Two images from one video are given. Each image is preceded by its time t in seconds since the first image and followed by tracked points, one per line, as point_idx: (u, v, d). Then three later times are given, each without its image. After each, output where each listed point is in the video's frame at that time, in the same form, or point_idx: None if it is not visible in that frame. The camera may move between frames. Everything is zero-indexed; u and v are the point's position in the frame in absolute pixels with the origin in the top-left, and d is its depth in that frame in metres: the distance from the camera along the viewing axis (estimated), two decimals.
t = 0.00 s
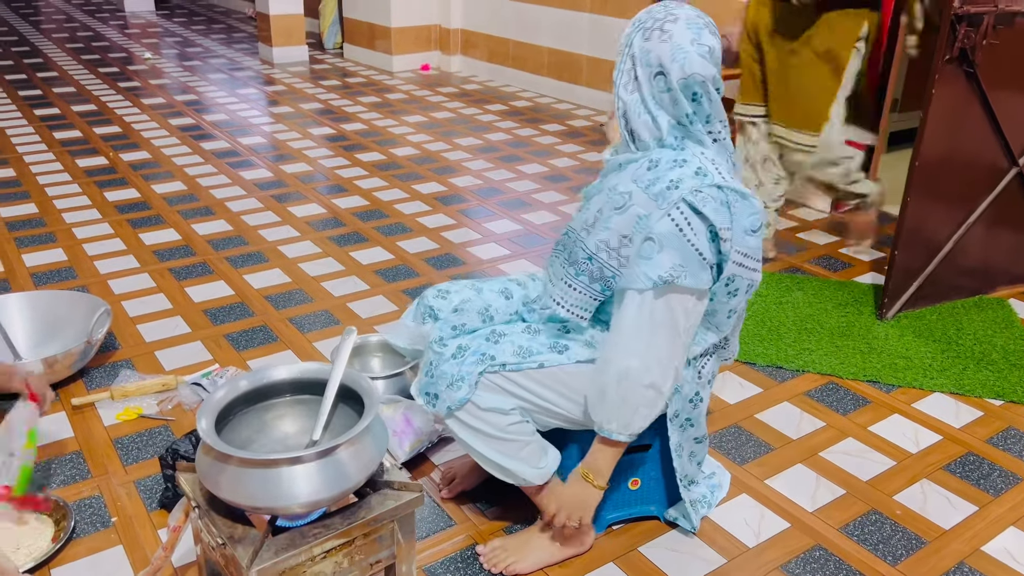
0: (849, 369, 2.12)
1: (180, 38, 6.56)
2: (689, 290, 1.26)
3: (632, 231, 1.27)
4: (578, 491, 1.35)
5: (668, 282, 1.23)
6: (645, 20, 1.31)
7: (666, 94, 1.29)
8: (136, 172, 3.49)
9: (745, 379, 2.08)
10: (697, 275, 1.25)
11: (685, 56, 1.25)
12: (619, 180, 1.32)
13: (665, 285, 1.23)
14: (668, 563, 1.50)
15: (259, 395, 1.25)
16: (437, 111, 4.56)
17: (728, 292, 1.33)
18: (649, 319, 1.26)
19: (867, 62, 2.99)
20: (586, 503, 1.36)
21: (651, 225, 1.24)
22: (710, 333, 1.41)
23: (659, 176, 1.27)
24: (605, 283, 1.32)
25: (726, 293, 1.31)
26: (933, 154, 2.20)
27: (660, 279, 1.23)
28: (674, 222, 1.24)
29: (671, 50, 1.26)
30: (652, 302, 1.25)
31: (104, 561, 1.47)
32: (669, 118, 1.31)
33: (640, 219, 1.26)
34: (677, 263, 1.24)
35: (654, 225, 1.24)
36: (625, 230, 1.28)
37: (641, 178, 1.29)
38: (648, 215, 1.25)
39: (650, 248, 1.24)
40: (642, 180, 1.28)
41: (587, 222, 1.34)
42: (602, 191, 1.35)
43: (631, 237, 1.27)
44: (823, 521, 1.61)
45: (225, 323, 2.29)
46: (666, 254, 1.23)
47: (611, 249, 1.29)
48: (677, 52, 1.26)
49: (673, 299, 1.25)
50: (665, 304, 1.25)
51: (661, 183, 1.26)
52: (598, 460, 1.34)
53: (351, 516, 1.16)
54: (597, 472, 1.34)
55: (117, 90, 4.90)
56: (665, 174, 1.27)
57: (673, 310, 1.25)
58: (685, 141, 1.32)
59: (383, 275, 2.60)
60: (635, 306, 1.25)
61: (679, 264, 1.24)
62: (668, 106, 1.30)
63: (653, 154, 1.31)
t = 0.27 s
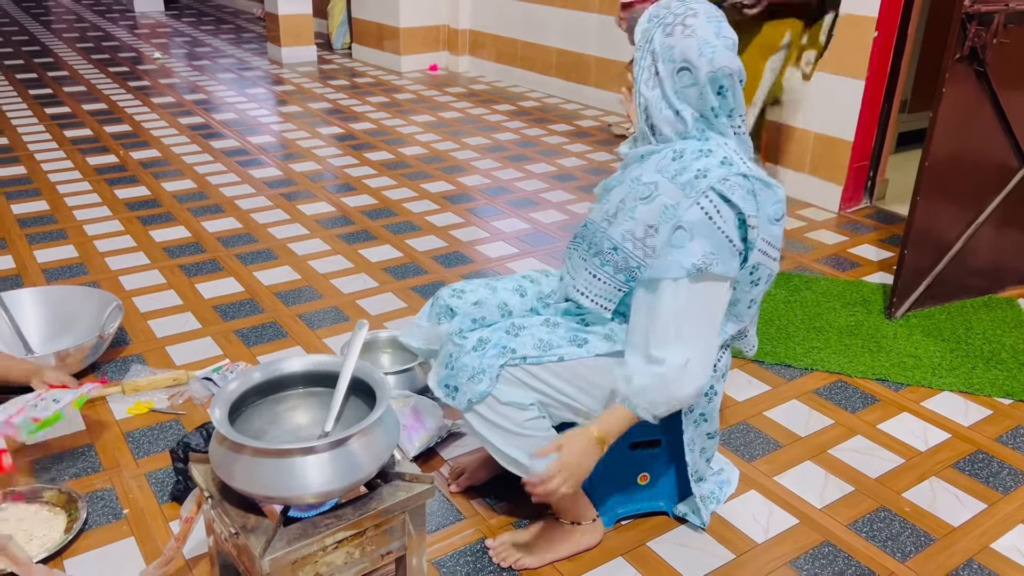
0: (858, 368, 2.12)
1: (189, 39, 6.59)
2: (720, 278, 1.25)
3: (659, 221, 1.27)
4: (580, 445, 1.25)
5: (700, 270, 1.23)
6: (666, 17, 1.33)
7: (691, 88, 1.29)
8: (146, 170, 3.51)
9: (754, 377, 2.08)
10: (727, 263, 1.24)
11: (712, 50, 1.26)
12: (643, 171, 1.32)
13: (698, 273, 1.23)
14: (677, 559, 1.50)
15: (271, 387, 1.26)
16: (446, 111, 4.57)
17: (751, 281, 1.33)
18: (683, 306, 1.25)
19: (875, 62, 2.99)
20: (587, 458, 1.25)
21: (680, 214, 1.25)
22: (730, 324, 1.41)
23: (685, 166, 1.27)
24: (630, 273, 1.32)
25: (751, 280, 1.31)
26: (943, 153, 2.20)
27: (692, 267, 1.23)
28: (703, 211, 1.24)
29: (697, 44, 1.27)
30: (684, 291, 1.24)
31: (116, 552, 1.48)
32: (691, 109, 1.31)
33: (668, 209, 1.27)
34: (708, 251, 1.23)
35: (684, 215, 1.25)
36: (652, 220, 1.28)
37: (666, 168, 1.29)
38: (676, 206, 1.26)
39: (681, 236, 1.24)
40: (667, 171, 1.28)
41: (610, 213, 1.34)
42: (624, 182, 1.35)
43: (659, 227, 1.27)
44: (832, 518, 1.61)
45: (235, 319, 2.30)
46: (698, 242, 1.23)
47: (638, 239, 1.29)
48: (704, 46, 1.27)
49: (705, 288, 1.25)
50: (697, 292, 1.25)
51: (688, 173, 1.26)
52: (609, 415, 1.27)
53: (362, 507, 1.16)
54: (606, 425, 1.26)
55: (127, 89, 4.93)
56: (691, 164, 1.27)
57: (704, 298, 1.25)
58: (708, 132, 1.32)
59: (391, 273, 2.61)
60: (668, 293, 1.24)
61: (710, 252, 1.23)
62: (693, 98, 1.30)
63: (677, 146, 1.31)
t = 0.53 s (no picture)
0: (866, 370, 2.11)
1: (198, 36, 6.61)
2: (739, 272, 1.26)
3: (677, 217, 1.28)
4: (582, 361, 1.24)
5: (718, 265, 1.24)
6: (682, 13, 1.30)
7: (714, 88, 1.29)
8: (155, 168, 3.52)
9: (761, 378, 2.07)
10: (746, 259, 1.25)
11: (743, 45, 1.27)
12: (659, 168, 1.33)
13: (717, 269, 1.24)
14: (683, 560, 1.50)
15: (278, 385, 1.26)
16: (454, 110, 4.57)
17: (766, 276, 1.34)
18: (705, 300, 1.25)
19: (885, 63, 2.98)
20: (579, 371, 1.24)
21: (699, 211, 1.25)
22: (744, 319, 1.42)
23: (702, 162, 1.28)
24: (648, 272, 1.31)
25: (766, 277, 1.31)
26: (954, 154, 2.19)
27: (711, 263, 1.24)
28: (722, 206, 1.25)
29: (725, 41, 1.27)
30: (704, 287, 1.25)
31: (122, 549, 1.48)
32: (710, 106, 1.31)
33: (685, 205, 1.28)
34: (727, 246, 1.24)
35: (704, 211, 1.25)
36: (670, 217, 1.28)
37: (682, 165, 1.30)
38: (694, 202, 1.27)
39: (700, 232, 1.25)
40: (683, 167, 1.29)
41: (626, 210, 1.34)
42: (638, 180, 1.35)
43: (677, 224, 1.28)
44: (839, 520, 1.60)
45: (243, 317, 2.31)
46: (716, 238, 1.24)
47: (655, 235, 1.29)
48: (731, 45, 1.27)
49: (724, 283, 1.26)
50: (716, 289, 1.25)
51: (706, 169, 1.27)
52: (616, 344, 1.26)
53: (368, 506, 1.16)
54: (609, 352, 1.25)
55: (136, 87, 4.94)
56: (709, 160, 1.28)
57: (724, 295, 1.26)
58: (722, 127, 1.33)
59: (398, 271, 2.61)
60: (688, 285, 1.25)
61: (729, 247, 1.24)
62: (714, 96, 1.30)
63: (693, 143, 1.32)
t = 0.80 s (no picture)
0: (878, 369, 2.09)
1: (212, 31, 6.63)
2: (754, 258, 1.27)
3: (692, 207, 1.28)
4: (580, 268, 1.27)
5: (735, 251, 1.24)
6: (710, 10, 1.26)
7: (729, 79, 1.29)
8: (167, 162, 3.53)
9: (771, 377, 2.06)
10: (760, 245, 1.26)
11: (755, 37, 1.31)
12: (669, 160, 1.33)
13: (733, 255, 1.24)
14: (691, 558, 1.49)
15: (286, 379, 1.26)
16: (466, 106, 4.57)
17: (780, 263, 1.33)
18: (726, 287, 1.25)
19: (900, 60, 2.95)
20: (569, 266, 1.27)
21: (712, 198, 1.26)
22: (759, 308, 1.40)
23: (713, 151, 1.29)
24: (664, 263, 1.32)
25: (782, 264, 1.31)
26: (969, 153, 2.17)
27: (728, 248, 1.24)
28: (736, 192, 1.25)
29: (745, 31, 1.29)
30: (723, 275, 1.25)
31: (131, 541, 1.49)
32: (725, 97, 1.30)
33: (698, 193, 1.28)
34: (742, 233, 1.25)
35: (717, 196, 1.26)
36: (684, 206, 1.29)
37: (693, 155, 1.30)
38: (707, 188, 1.27)
39: (714, 219, 1.25)
40: (694, 157, 1.30)
41: (638, 205, 1.34)
42: (649, 173, 1.36)
43: (691, 213, 1.28)
44: (849, 520, 1.59)
45: (254, 311, 2.31)
46: (732, 224, 1.24)
47: (671, 227, 1.30)
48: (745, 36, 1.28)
49: (742, 270, 1.26)
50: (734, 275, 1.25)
51: (718, 157, 1.27)
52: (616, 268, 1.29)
53: (375, 501, 1.16)
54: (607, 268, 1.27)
55: (150, 81, 4.96)
56: (720, 149, 1.29)
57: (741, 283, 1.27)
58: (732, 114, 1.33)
59: (409, 267, 2.61)
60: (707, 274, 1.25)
61: (744, 233, 1.24)
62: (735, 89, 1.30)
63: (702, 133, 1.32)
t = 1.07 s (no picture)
0: (905, 377, 2.02)
1: (228, 23, 6.60)
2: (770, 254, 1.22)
3: (702, 199, 1.21)
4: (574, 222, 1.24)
5: (751, 246, 1.20)
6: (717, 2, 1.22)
7: (735, 74, 1.25)
8: (180, 156, 3.50)
9: (794, 383, 1.99)
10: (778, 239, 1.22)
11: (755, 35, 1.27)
12: (676, 160, 1.26)
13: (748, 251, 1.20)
14: None
15: (288, 386, 1.21)
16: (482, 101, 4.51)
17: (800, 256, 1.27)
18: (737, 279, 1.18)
19: (930, 55, 2.86)
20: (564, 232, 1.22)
21: (728, 189, 1.20)
22: (780, 304, 1.32)
23: (725, 146, 1.23)
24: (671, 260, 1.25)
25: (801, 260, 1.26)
26: (1003, 153, 2.08)
27: (743, 243, 1.19)
28: (754, 183, 1.20)
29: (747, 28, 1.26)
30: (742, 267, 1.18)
31: (130, 549, 1.44)
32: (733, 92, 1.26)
33: (710, 185, 1.21)
34: (758, 227, 1.20)
35: (731, 188, 1.20)
36: (695, 199, 1.21)
37: (704, 151, 1.24)
38: (719, 179, 1.21)
39: (732, 211, 1.20)
40: (704, 153, 1.24)
41: (647, 207, 1.26)
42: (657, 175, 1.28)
43: (701, 205, 1.21)
44: (875, 537, 1.52)
45: (263, 309, 2.27)
46: (748, 217, 1.20)
47: (676, 218, 1.22)
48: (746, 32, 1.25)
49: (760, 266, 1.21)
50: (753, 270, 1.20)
51: (732, 150, 1.22)
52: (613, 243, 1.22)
53: (378, 517, 1.11)
54: (602, 237, 1.22)
55: (165, 74, 4.94)
56: (731, 142, 1.24)
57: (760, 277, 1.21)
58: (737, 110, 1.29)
59: (421, 265, 2.56)
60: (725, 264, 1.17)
61: (760, 228, 1.20)
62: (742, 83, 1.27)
63: (708, 129, 1.27)
